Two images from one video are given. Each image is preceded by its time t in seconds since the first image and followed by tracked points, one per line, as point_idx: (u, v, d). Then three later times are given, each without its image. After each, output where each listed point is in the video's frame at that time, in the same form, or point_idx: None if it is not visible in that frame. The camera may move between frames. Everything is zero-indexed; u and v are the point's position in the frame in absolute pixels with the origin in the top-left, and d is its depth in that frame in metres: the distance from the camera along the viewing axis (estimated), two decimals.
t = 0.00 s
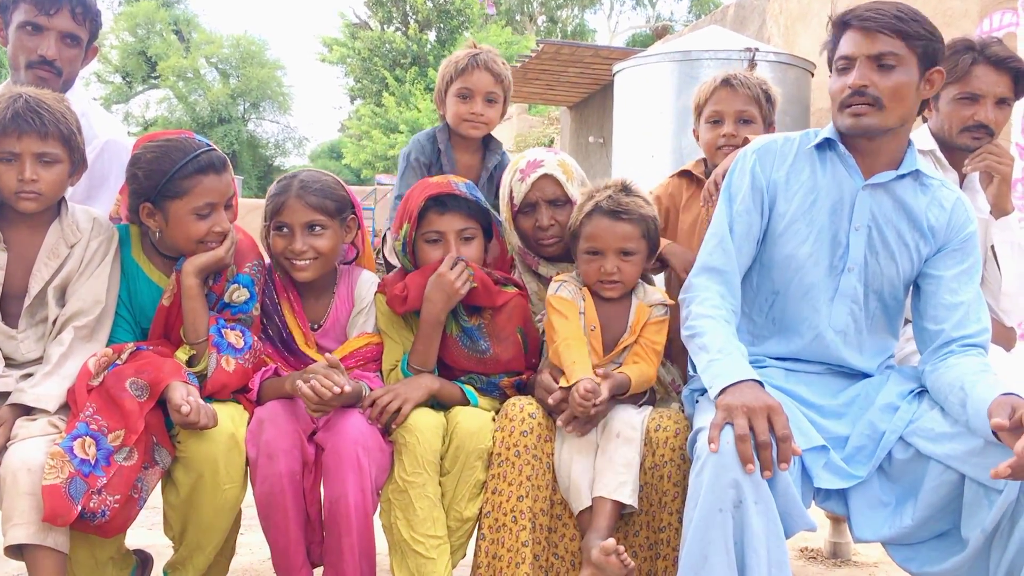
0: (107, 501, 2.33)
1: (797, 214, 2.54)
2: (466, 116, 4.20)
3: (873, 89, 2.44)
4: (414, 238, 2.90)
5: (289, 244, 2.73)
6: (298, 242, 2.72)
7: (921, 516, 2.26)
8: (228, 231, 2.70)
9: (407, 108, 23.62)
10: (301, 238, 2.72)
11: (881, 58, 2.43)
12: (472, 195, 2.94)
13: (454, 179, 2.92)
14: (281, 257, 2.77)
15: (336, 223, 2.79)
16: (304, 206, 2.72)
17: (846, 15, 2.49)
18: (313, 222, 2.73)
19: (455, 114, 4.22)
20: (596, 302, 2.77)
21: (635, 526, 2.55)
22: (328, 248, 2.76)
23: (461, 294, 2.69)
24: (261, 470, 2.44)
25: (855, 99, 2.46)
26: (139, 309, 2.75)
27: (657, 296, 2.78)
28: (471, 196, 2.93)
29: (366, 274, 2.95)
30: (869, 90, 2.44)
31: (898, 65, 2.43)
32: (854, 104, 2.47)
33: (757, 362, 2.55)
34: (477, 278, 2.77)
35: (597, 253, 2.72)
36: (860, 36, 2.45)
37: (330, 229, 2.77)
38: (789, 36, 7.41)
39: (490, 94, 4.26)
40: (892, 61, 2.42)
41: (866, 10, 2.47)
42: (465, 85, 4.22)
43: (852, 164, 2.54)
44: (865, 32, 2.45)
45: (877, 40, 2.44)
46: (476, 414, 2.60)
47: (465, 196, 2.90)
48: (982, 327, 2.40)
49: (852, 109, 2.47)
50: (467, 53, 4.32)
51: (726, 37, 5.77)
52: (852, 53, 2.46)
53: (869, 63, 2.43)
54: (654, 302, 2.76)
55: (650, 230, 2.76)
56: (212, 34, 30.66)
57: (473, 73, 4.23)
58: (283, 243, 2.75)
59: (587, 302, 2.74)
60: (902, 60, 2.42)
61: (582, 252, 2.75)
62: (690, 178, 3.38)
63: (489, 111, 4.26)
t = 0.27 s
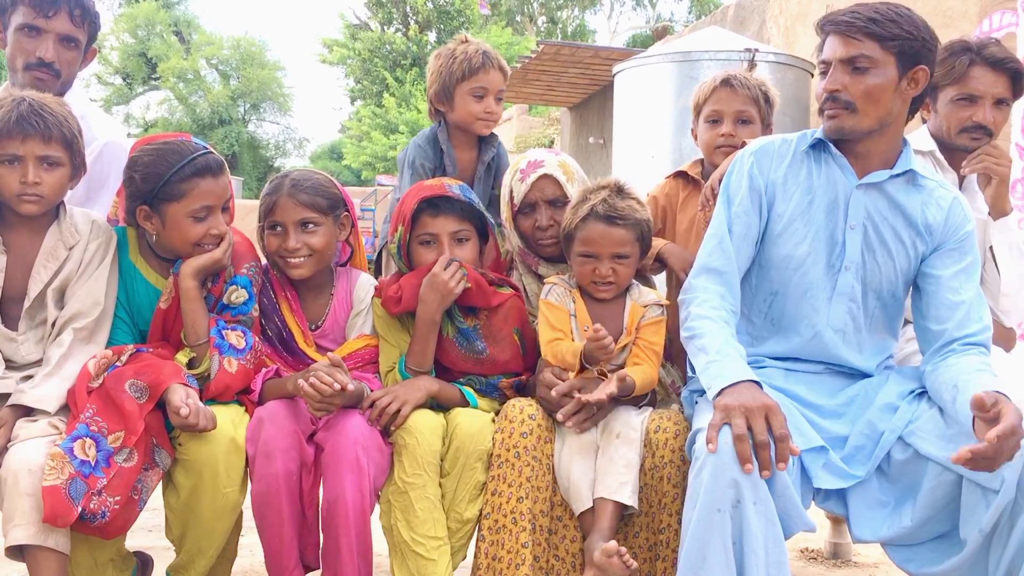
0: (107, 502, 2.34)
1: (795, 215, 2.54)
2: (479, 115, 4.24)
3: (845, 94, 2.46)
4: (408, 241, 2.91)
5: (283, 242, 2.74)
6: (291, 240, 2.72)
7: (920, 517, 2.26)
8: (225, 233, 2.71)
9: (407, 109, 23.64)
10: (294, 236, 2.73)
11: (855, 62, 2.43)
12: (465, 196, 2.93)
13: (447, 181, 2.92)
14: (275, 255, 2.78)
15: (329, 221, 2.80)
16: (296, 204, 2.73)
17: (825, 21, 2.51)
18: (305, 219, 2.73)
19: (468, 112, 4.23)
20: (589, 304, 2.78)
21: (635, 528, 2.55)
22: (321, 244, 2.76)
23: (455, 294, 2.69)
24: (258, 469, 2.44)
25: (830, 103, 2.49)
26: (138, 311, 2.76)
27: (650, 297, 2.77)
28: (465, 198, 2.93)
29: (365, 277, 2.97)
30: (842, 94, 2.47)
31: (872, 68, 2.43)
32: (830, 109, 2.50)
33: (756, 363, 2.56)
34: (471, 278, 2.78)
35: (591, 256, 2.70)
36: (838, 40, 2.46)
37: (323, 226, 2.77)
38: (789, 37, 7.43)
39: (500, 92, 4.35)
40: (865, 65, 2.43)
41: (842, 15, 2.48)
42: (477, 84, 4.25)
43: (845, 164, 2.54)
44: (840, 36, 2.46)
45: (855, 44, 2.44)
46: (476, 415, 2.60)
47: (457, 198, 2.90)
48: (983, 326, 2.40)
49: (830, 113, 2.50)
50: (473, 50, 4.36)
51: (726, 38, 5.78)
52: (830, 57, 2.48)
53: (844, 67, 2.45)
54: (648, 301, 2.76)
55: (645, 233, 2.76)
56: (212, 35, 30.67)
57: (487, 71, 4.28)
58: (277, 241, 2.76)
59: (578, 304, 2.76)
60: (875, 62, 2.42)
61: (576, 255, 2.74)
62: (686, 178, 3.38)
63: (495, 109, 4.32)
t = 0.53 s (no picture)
0: (110, 503, 2.34)
1: (797, 216, 2.54)
2: (496, 108, 4.20)
3: (894, 86, 2.41)
4: (410, 246, 2.92)
5: (285, 239, 2.74)
6: (292, 238, 2.73)
7: (922, 516, 2.26)
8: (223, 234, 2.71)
9: (409, 109, 23.65)
10: (296, 234, 2.73)
11: (899, 55, 2.43)
12: (463, 201, 2.91)
13: (447, 187, 2.92)
14: (277, 253, 2.78)
15: (331, 219, 2.80)
16: (299, 202, 2.73)
17: (858, 13, 2.47)
18: (307, 217, 2.74)
19: (485, 104, 4.19)
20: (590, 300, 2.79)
21: (637, 528, 2.54)
22: (323, 244, 2.76)
23: (462, 294, 2.70)
24: (256, 469, 2.45)
25: (876, 95, 2.43)
26: (140, 311, 2.76)
27: (651, 294, 2.78)
28: (465, 204, 2.91)
29: (366, 278, 2.97)
30: (891, 86, 2.41)
31: (913, 63, 2.44)
32: (875, 101, 2.44)
33: (757, 363, 2.56)
34: (473, 279, 2.79)
35: (595, 258, 2.72)
36: (874, 33, 2.44)
37: (325, 225, 2.77)
38: (791, 36, 7.43)
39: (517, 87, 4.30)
40: (909, 58, 2.43)
41: (879, 9, 2.46)
42: (494, 76, 4.20)
43: (852, 165, 2.54)
44: (882, 29, 2.43)
45: (893, 38, 2.43)
46: (478, 416, 2.61)
47: (456, 204, 2.88)
48: (979, 322, 2.37)
49: (872, 105, 2.44)
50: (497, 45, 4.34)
51: (727, 37, 5.78)
52: (868, 50, 2.44)
53: (887, 61, 2.43)
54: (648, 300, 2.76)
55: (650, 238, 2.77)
56: (214, 36, 30.70)
57: (506, 65, 4.23)
58: (279, 239, 2.76)
59: (580, 296, 2.77)
60: (915, 58, 2.44)
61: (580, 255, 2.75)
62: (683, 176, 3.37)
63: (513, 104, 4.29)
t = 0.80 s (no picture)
0: (112, 502, 2.34)
1: (797, 215, 2.54)
2: (562, 119, 4.16)
3: (897, 82, 2.41)
4: (412, 244, 2.91)
5: (287, 240, 2.75)
6: (295, 239, 2.73)
7: (923, 515, 2.26)
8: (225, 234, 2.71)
9: (410, 108, 23.66)
10: (299, 235, 2.73)
11: (902, 52, 2.43)
12: (467, 199, 2.90)
13: (450, 184, 2.91)
14: (280, 255, 2.78)
15: (334, 220, 2.80)
16: (302, 203, 2.73)
17: (861, 10, 2.48)
18: (310, 218, 2.74)
19: (550, 117, 4.17)
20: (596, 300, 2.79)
21: (638, 527, 2.54)
22: (325, 245, 2.76)
23: (466, 297, 2.70)
24: (255, 468, 2.45)
25: (879, 91, 2.43)
26: (143, 311, 2.77)
27: (655, 294, 2.80)
28: (468, 201, 2.90)
29: (369, 278, 2.98)
30: (894, 82, 2.41)
31: (916, 60, 2.44)
32: (878, 96, 2.43)
33: (758, 361, 2.56)
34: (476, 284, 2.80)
35: (600, 254, 2.73)
36: (877, 29, 2.45)
37: (328, 226, 2.78)
38: (793, 35, 7.44)
39: (582, 94, 4.23)
40: (911, 55, 2.43)
41: (884, 6, 2.46)
42: (557, 88, 4.18)
43: (853, 164, 2.54)
44: (884, 25, 2.44)
45: (896, 34, 2.44)
46: (480, 414, 2.61)
47: (460, 202, 2.88)
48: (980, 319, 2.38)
49: (874, 101, 2.44)
50: (556, 56, 4.30)
51: (729, 36, 5.78)
52: (873, 46, 2.44)
53: (891, 56, 2.43)
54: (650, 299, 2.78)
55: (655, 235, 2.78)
56: (216, 36, 30.73)
57: (566, 76, 4.20)
58: (282, 239, 2.77)
59: (587, 293, 2.76)
60: (918, 55, 2.44)
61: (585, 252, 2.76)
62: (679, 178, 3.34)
63: (582, 111, 4.23)
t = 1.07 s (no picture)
0: (113, 505, 2.33)
1: (795, 214, 2.54)
2: (610, 115, 3.92)
3: (894, 79, 2.41)
4: (411, 238, 2.91)
5: (290, 238, 2.74)
6: (297, 237, 2.73)
7: (921, 513, 2.26)
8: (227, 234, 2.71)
9: (410, 107, 23.66)
10: (301, 233, 2.73)
11: (899, 49, 2.42)
12: (464, 191, 2.91)
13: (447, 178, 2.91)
14: (283, 254, 2.78)
15: (336, 220, 2.80)
16: (305, 202, 2.73)
17: (857, 8, 2.48)
18: (313, 217, 2.74)
19: (599, 113, 3.95)
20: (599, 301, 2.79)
21: (636, 526, 2.54)
22: (326, 245, 2.75)
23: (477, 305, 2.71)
24: (255, 469, 2.46)
25: (877, 88, 2.43)
26: (143, 310, 2.76)
27: (657, 296, 2.80)
28: (465, 194, 2.90)
29: (371, 276, 2.98)
30: (891, 79, 2.41)
31: (912, 58, 2.44)
32: (875, 94, 2.43)
33: (758, 361, 2.56)
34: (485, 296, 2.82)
35: (600, 253, 2.73)
36: (874, 27, 2.45)
37: (330, 225, 2.77)
38: (792, 35, 7.44)
39: (633, 90, 3.96)
40: (908, 53, 2.43)
41: (880, 4, 2.46)
42: (606, 84, 3.94)
43: (849, 162, 2.54)
44: (880, 23, 2.44)
45: (892, 32, 2.44)
46: (479, 413, 2.61)
47: (457, 195, 2.88)
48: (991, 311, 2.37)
49: (872, 99, 2.43)
50: (608, 50, 4.02)
51: (728, 36, 5.78)
52: (869, 44, 2.44)
53: (888, 54, 2.42)
54: (653, 302, 2.78)
55: (657, 225, 2.77)
56: (215, 35, 30.71)
57: (616, 71, 3.93)
58: (285, 238, 2.77)
59: (591, 300, 2.76)
60: (914, 53, 2.44)
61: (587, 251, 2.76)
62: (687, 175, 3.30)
63: (633, 107, 3.96)
